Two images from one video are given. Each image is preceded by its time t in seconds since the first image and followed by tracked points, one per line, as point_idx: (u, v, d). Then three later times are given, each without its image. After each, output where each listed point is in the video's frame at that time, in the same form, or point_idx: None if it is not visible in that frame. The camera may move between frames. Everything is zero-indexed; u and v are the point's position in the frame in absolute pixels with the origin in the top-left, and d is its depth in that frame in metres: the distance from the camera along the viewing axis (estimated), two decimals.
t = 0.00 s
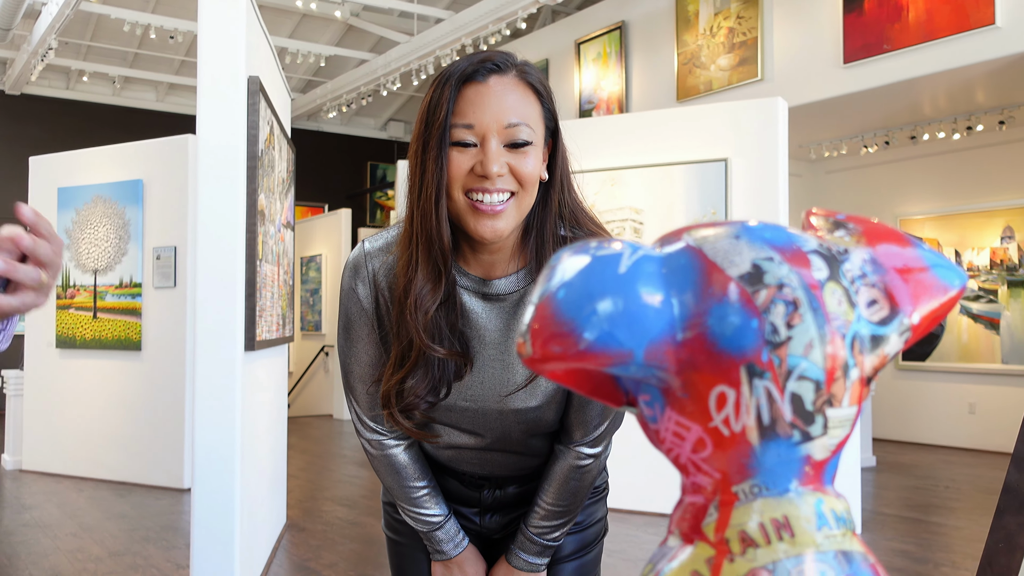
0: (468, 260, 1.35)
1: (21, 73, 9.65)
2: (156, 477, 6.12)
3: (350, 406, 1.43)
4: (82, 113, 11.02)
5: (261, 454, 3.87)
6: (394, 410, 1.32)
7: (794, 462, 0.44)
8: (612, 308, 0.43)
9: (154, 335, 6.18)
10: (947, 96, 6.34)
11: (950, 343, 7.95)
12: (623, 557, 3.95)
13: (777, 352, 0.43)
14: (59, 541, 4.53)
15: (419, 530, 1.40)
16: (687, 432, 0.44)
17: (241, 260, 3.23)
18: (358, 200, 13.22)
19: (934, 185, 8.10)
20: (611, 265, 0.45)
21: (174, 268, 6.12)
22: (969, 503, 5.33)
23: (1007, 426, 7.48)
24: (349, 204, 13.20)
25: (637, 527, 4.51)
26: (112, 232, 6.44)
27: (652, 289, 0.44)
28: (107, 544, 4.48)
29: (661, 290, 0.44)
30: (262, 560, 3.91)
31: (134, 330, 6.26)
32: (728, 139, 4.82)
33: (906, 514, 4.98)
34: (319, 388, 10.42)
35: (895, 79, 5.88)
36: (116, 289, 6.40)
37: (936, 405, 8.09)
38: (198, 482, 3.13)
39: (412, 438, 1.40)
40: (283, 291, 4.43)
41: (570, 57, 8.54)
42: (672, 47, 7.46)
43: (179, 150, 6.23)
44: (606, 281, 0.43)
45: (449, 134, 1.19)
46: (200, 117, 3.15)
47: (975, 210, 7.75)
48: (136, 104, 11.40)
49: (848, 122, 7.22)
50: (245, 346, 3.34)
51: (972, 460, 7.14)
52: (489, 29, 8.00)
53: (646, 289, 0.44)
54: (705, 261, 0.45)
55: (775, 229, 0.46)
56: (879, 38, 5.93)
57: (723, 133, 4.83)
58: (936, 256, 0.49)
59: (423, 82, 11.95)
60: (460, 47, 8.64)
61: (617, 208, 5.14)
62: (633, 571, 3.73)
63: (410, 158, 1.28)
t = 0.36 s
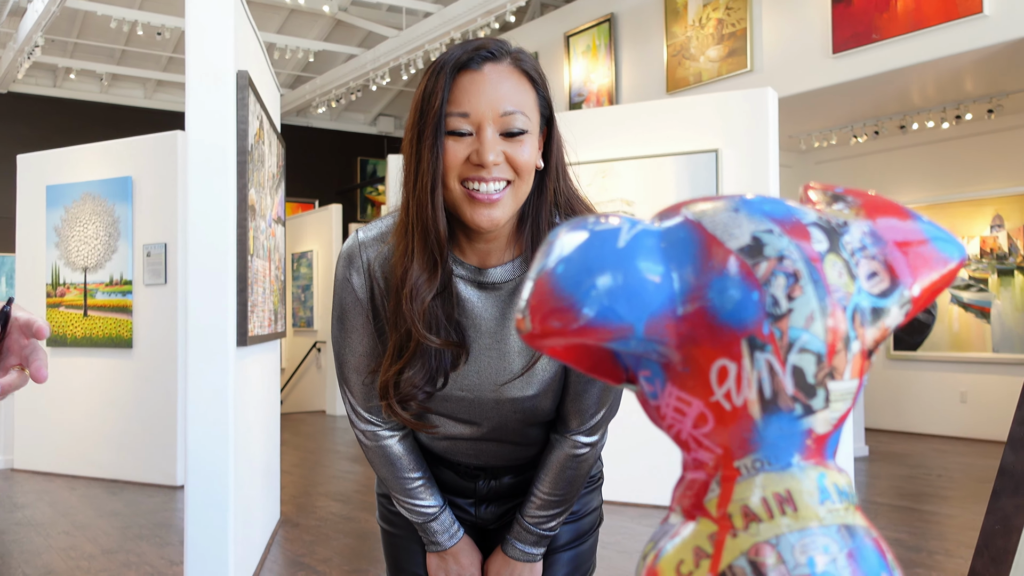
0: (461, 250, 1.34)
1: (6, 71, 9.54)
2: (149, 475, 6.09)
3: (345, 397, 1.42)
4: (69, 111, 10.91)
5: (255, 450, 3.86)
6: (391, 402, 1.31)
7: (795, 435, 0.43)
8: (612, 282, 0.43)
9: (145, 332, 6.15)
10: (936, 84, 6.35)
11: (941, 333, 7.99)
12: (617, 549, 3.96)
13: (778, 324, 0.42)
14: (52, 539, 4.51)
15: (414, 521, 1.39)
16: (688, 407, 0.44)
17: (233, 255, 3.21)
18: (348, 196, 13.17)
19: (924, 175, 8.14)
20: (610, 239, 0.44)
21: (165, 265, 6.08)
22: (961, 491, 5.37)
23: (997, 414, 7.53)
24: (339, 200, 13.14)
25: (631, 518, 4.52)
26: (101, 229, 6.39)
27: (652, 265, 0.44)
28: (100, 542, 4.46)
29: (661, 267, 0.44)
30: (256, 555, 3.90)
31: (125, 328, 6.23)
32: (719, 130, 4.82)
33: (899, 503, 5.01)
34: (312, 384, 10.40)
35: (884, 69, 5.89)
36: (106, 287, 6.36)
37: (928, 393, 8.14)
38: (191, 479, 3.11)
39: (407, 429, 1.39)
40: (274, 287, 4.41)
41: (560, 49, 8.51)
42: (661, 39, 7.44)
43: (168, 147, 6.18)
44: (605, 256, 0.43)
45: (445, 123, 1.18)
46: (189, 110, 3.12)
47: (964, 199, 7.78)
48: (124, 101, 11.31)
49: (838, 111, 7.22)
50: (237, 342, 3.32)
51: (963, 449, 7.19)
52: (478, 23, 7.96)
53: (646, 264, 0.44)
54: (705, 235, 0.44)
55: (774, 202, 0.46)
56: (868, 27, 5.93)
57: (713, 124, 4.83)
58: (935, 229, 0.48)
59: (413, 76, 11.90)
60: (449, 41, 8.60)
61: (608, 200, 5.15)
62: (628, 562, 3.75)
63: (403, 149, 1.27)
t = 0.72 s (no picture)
0: (461, 239, 1.33)
1: None
2: (144, 471, 6.07)
3: (345, 390, 1.41)
4: (59, 107, 10.82)
5: (250, 446, 3.85)
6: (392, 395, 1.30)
7: (813, 415, 0.43)
8: (626, 260, 0.42)
9: (138, 328, 6.12)
10: (928, 77, 6.36)
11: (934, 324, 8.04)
12: (614, 541, 3.96)
13: (796, 301, 0.42)
14: (47, 537, 4.49)
15: (413, 513, 1.39)
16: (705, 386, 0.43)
17: (227, 250, 3.20)
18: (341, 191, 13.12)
19: (917, 167, 8.16)
20: (624, 217, 0.43)
21: (157, 261, 6.05)
22: (955, 481, 5.39)
23: (991, 404, 7.57)
24: (332, 195, 13.09)
25: (627, 511, 4.53)
26: (93, 225, 6.35)
27: (667, 243, 0.43)
28: (96, 539, 4.44)
29: (677, 244, 0.43)
30: (252, 551, 3.89)
31: (118, 324, 6.19)
32: (713, 121, 4.81)
33: (894, 493, 5.04)
34: (306, 379, 10.38)
35: (877, 60, 5.88)
36: (98, 283, 6.31)
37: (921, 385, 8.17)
38: (188, 474, 3.10)
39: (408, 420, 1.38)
40: (268, 282, 4.39)
41: (552, 43, 8.48)
42: (654, 32, 7.42)
43: (160, 143, 6.14)
44: (619, 235, 0.42)
45: (433, 100, 1.17)
46: (181, 103, 3.10)
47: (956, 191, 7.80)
48: (115, 97, 11.25)
49: (831, 104, 7.21)
50: (232, 337, 3.31)
51: (957, 439, 7.22)
52: (470, 16, 7.92)
53: (661, 241, 0.43)
54: (720, 212, 0.44)
55: (789, 178, 0.45)
56: (860, 19, 5.92)
57: (707, 116, 4.82)
58: (952, 206, 0.48)
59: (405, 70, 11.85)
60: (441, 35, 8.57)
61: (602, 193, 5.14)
62: (625, 554, 3.75)
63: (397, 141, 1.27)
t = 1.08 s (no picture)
0: (450, 232, 1.33)
1: None
2: (138, 468, 6.05)
3: (337, 384, 1.41)
4: (49, 103, 10.74)
5: (245, 442, 3.84)
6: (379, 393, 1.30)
7: (818, 402, 0.42)
8: (625, 248, 0.41)
9: (130, 325, 6.09)
10: (920, 69, 6.37)
11: (927, 316, 8.09)
12: (609, 535, 3.97)
13: (799, 288, 0.41)
14: (41, 535, 4.48)
15: (409, 507, 1.38)
16: (706, 372, 0.43)
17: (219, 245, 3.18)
18: (333, 186, 13.06)
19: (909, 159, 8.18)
20: (625, 204, 0.43)
21: (149, 257, 6.01)
22: (949, 473, 5.42)
23: (983, 395, 7.61)
24: (324, 190, 13.04)
25: (622, 505, 4.54)
26: (84, 222, 6.31)
27: (668, 230, 0.42)
28: (90, 536, 4.43)
29: (678, 230, 0.43)
30: (248, 548, 3.88)
31: (111, 321, 6.16)
32: (705, 112, 4.81)
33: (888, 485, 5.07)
34: (299, 375, 10.35)
35: (869, 53, 5.89)
36: (91, 280, 6.28)
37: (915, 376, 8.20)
38: (182, 471, 3.09)
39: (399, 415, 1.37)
40: (261, 277, 4.37)
41: (545, 37, 8.46)
42: (646, 25, 7.40)
43: (151, 138, 6.10)
44: (619, 221, 0.42)
45: (417, 102, 1.15)
46: (172, 99, 3.07)
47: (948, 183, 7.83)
48: (105, 93, 11.16)
49: (824, 96, 7.22)
50: (225, 333, 3.30)
51: (950, 431, 7.25)
52: (462, 10, 7.89)
53: (663, 228, 0.42)
54: (722, 198, 0.43)
55: (792, 163, 0.45)
56: (852, 12, 5.92)
57: (699, 110, 4.82)
58: (955, 192, 0.47)
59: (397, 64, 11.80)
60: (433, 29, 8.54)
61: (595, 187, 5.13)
62: (620, 548, 3.76)
63: (379, 134, 1.25)
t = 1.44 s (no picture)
0: (436, 227, 1.32)
1: None
2: (131, 463, 6.03)
3: (325, 380, 1.40)
4: (38, 97, 10.64)
5: (237, 436, 3.83)
6: (361, 392, 1.29)
7: (808, 389, 0.42)
8: (612, 235, 0.41)
9: (123, 320, 6.06)
10: (911, 60, 6.38)
11: (919, 307, 8.14)
12: (604, 527, 3.98)
13: (791, 273, 0.41)
14: (34, 530, 4.46)
15: (400, 501, 1.38)
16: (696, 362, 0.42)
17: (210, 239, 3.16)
18: (326, 179, 13.01)
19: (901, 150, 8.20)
20: (613, 189, 0.42)
21: (141, 252, 5.98)
22: (941, 463, 5.45)
23: (974, 385, 7.65)
24: (317, 184, 12.98)
25: (616, 497, 4.55)
26: (75, 216, 6.27)
27: (657, 215, 0.42)
28: (83, 531, 4.41)
29: (667, 215, 0.42)
30: (242, 542, 3.88)
31: (103, 316, 6.13)
32: (697, 105, 4.80)
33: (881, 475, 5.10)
34: (293, 369, 10.33)
35: (860, 44, 5.89)
36: (82, 275, 6.23)
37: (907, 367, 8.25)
38: (175, 468, 3.08)
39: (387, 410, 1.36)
40: (253, 271, 4.35)
41: (537, 29, 8.43)
42: (638, 17, 7.38)
43: (142, 132, 6.06)
44: (608, 207, 0.41)
45: (399, 97, 1.14)
46: (162, 92, 3.05)
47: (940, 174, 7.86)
48: (94, 87, 11.08)
49: (816, 88, 7.22)
50: (217, 327, 3.28)
51: (942, 421, 7.30)
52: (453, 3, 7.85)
53: (651, 214, 0.42)
54: (712, 182, 0.43)
55: (781, 149, 0.44)
56: (844, 3, 5.92)
57: (692, 101, 4.81)
58: (947, 177, 0.46)
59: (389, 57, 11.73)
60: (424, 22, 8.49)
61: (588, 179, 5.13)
62: (613, 539, 3.77)
63: (360, 129, 1.24)
